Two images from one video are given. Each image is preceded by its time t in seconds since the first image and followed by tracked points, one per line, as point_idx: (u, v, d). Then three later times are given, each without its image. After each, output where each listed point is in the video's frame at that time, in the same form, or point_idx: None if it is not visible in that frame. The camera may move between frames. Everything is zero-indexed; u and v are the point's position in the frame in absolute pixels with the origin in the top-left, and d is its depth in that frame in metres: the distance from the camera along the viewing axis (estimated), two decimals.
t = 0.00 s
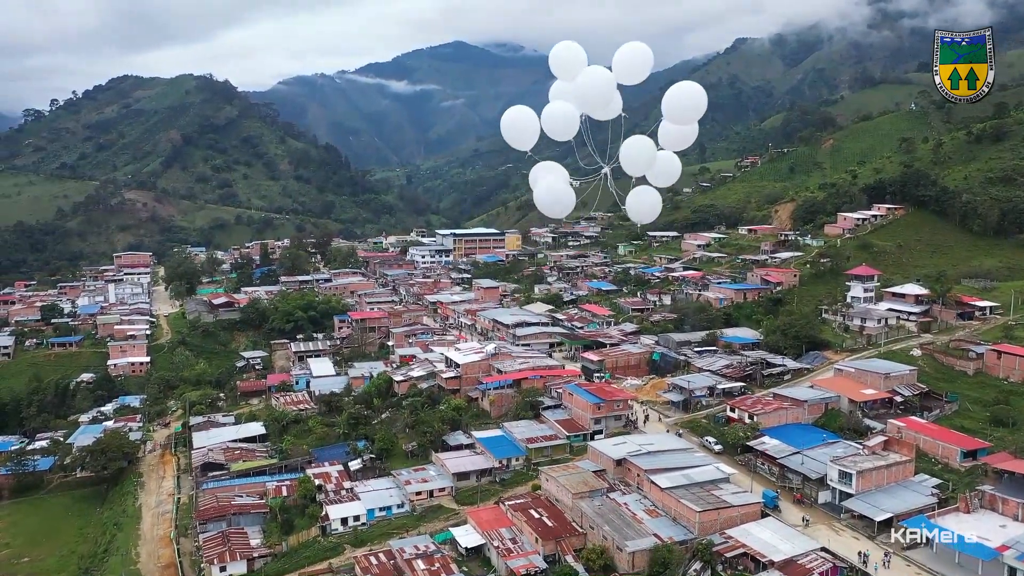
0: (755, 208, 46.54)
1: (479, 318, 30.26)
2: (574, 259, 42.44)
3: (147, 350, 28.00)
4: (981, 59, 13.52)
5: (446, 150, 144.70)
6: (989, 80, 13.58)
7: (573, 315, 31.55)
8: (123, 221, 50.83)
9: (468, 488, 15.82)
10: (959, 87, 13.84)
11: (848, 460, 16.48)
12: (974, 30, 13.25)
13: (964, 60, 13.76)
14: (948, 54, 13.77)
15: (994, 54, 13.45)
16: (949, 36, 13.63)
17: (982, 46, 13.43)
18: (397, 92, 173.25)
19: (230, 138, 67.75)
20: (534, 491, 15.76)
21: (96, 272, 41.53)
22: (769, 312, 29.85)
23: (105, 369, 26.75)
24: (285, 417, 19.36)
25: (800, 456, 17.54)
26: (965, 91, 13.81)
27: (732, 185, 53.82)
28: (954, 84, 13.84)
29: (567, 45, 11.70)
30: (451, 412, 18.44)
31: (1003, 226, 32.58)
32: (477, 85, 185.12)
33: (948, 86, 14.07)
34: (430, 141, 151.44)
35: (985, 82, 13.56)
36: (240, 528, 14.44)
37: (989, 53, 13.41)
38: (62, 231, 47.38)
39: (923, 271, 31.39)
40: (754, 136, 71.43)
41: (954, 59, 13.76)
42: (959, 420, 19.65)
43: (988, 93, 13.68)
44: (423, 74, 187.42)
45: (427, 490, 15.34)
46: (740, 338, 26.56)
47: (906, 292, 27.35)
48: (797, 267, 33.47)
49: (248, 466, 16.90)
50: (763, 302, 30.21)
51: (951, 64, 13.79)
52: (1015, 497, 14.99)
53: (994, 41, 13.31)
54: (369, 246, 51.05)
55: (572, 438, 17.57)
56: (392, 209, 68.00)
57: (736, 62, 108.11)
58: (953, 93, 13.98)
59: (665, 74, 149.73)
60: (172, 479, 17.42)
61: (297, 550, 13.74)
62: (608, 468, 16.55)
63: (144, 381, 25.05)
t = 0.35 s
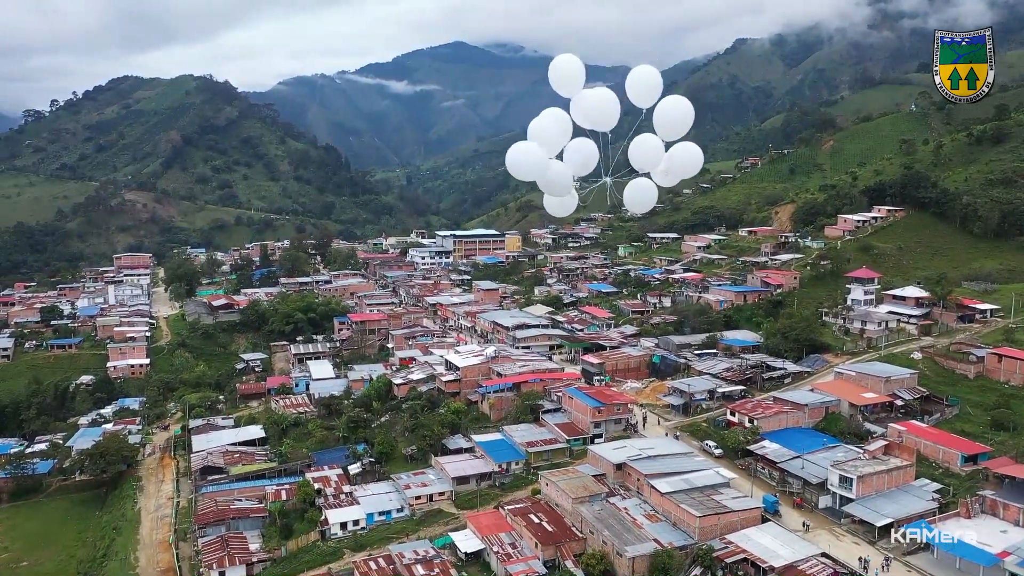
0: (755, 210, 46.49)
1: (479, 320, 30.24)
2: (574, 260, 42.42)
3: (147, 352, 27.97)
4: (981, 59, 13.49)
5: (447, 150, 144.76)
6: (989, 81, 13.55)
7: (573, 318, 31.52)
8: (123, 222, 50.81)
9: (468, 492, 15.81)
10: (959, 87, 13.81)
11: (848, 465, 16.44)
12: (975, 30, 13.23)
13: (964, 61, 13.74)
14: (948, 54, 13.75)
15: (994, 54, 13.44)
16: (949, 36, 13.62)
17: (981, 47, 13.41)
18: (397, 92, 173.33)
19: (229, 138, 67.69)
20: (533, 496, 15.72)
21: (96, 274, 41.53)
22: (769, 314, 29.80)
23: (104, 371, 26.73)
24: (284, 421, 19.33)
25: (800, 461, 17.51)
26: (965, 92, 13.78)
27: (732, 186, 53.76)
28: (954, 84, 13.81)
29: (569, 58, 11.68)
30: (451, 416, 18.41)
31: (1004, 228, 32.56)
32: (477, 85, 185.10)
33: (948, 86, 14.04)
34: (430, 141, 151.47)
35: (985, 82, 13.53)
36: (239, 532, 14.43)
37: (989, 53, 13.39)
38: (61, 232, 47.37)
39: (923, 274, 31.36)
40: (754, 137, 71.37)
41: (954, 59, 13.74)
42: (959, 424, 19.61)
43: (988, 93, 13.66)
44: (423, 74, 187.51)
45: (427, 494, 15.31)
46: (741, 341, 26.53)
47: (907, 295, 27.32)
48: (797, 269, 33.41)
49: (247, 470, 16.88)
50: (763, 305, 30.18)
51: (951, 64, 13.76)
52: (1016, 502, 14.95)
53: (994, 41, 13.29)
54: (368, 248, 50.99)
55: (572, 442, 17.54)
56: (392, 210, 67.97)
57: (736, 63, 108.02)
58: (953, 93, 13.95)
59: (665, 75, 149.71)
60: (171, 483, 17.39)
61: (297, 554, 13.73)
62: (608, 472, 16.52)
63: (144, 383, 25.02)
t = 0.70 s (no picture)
0: (755, 211, 46.46)
1: (479, 323, 30.22)
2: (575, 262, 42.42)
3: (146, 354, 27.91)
4: (982, 59, 13.99)
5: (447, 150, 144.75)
6: (988, 81, 14.12)
7: (573, 320, 31.50)
8: (123, 222, 50.79)
9: (468, 497, 15.77)
10: (959, 87, 14.36)
11: (849, 470, 16.41)
12: (976, 32, 13.70)
13: (963, 60, 14.22)
14: (948, 54, 14.24)
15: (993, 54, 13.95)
16: (949, 36, 14.06)
17: (982, 47, 13.89)
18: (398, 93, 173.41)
19: (230, 139, 67.66)
20: (533, 501, 15.70)
21: (96, 275, 41.50)
22: (769, 317, 29.78)
23: (103, 373, 26.67)
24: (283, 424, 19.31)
25: (800, 466, 17.48)
26: (964, 91, 14.34)
27: (733, 188, 53.75)
28: (955, 84, 14.34)
29: (568, 101, 12.48)
30: (451, 420, 18.38)
31: (1004, 231, 32.50)
32: (477, 86, 185.12)
33: (949, 86, 14.57)
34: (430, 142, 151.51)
35: (986, 83, 14.09)
36: (239, 537, 14.42)
37: (988, 53, 13.91)
38: (61, 233, 47.35)
39: (923, 277, 31.33)
40: (754, 137, 71.34)
41: (954, 59, 14.24)
42: (960, 429, 19.58)
43: (988, 92, 14.25)
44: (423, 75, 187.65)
45: (427, 499, 15.29)
46: (740, 344, 26.51)
47: (907, 298, 27.34)
48: (798, 272, 33.38)
49: (246, 474, 16.84)
50: (763, 308, 30.15)
51: (951, 65, 14.24)
52: (1016, 508, 14.93)
53: (993, 41, 13.73)
54: (368, 249, 50.96)
55: (572, 446, 17.51)
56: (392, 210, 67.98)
57: (737, 64, 108.01)
58: (953, 92, 14.50)
59: (666, 75, 149.57)
60: (170, 488, 17.35)
61: (296, 560, 13.72)
62: (608, 478, 16.48)
63: (143, 386, 24.97)
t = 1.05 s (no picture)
0: (755, 213, 46.42)
1: (478, 325, 30.18)
2: (575, 264, 42.38)
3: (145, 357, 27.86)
4: (982, 58, 14.04)
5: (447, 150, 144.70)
6: (989, 81, 14.13)
7: (573, 323, 31.45)
8: (122, 223, 50.79)
9: (467, 502, 15.74)
10: (959, 87, 14.36)
11: (849, 476, 16.36)
12: (977, 31, 13.75)
13: (963, 61, 14.27)
14: (948, 54, 14.30)
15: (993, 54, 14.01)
16: (949, 36, 14.15)
17: (981, 47, 13.95)
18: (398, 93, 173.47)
19: (230, 140, 67.58)
20: (533, 506, 15.65)
21: (95, 277, 41.46)
22: (768, 320, 29.75)
23: (103, 376, 26.64)
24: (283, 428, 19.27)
25: (801, 471, 17.43)
26: (964, 91, 14.35)
27: (733, 189, 53.72)
28: (954, 84, 14.34)
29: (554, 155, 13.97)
30: (450, 424, 18.35)
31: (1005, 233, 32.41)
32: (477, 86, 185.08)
33: (948, 86, 14.58)
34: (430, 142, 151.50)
35: (985, 82, 14.12)
36: (238, 543, 14.41)
37: (989, 53, 13.96)
38: (61, 234, 47.33)
39: (923, 279, 31.30)
40: (754, 138, 71.29)
41: (954, 59, 14.27)
42: (960, 434, 19.53)
43: (988, 92, 14.28)
44: (424, 75, 187.69)
45: (426, 505, 15.26)
46: (740, 347, 26.45)
47: (907, 301, 27.34)
48: (798, 274, 33.31)
49: (246, 479, 16.81)
50: (763, 311, 30.09)
51: (951, 64, 14.28)
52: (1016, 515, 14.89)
53: (993, 42, 13.79)
54: (368, 251, 50.88)
55: (572, 451, 17.48)
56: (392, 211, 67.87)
57: (737, 65, 107.92)
58: (953, 92, 14.50)
59: (666, 75, 149.40)
60: (169, 492, 17.32)
61: (295, 566, 13.70)
62: (608, 483, 16.44)
63: (142, 389, 24.93)
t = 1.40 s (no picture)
0: (755, 215, 46.37)
1: (479, 328, 30.15)
2: (575, 265, 42.33)
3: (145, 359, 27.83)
4: (982, 58, 14.04)
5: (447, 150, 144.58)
6: (989, 81, 14.13)
7: (573, 325, 31.43)
8: (122, 224, 50.78)
9: (467, 506, 15.71)
10: (959, 87, 14.35)
11: (849, 481, 16.33)
12: (976, 31, 13.75)
13: (964, 60, 14.26)
14: (948, 54, 14.29)
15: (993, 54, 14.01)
16: (949, 36, 14.15)
17: (981, 46, 13.94)
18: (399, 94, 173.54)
19: (230, 140, 67.53)
20: (533, 511, 15.61)
21: (95, 278, 41.45)
22: (768, 323, 29.70)
23: (103, 378, 26.62)
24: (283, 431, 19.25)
25: (801, 476, 17.41)
26: (964, 91, 14.34)
27: (733, 190, 53.68)
28: (954, 84, 14.33)
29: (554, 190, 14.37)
30: (450, 428, 18.33)
31: (1005, 235, 32.34)
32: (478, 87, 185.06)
33: (949, 86, 14.56)
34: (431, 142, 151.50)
35: (985, 82, 14.12)
36: (237, 547, 14.40)
37: (989, 53, 13.96)
38: (61, 235, 47.36)
39: (924, 282, 31.28)
40: (754, 138, 71.24)
41: (954, 59, 14.26)
42: (960, 439, 19.51)
43: (988, 92, 14.27)
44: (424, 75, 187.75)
45: (426, 509, 15.24)
46: (741, 350, 26.41)
47: (907, 304, 27.28)
48: (798, 277, 33.27)
49: (246, 483, 16.79)
50: (763, 313, 30.01)
51: (951, 64, 14.27)
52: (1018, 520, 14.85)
53: (993, 41, 13.79)
54: (368, 252, 50.83)
55: (572, 455, 17.46)
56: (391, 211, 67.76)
57: (737, 65, 107.80)
58: (953, 92, 14.49)
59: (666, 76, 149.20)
60: (169, 496, 17.30)
61: (295, 571, 13.69)
62: (608, 488, 16.41)
63: (142, 391, 24.90)
